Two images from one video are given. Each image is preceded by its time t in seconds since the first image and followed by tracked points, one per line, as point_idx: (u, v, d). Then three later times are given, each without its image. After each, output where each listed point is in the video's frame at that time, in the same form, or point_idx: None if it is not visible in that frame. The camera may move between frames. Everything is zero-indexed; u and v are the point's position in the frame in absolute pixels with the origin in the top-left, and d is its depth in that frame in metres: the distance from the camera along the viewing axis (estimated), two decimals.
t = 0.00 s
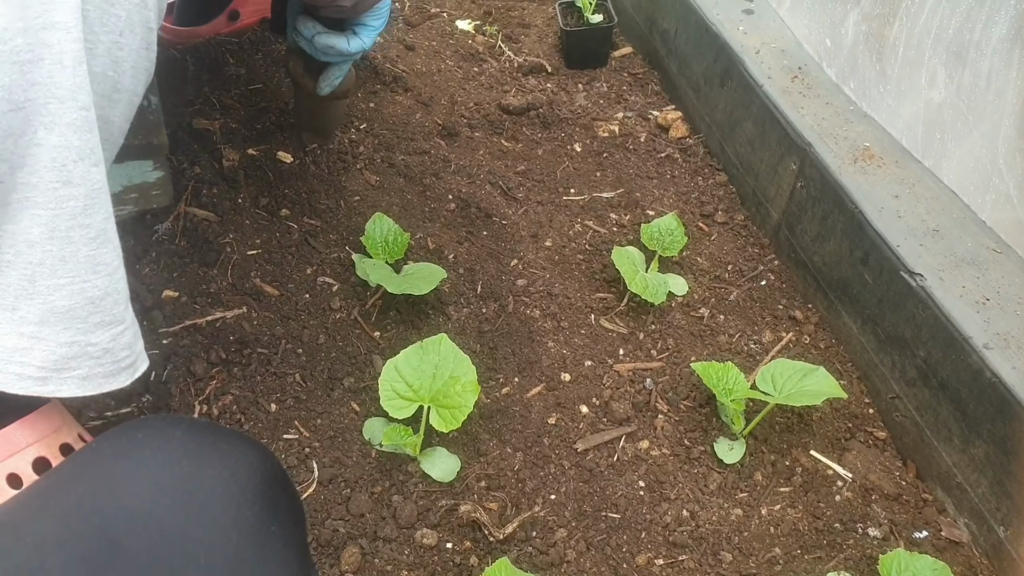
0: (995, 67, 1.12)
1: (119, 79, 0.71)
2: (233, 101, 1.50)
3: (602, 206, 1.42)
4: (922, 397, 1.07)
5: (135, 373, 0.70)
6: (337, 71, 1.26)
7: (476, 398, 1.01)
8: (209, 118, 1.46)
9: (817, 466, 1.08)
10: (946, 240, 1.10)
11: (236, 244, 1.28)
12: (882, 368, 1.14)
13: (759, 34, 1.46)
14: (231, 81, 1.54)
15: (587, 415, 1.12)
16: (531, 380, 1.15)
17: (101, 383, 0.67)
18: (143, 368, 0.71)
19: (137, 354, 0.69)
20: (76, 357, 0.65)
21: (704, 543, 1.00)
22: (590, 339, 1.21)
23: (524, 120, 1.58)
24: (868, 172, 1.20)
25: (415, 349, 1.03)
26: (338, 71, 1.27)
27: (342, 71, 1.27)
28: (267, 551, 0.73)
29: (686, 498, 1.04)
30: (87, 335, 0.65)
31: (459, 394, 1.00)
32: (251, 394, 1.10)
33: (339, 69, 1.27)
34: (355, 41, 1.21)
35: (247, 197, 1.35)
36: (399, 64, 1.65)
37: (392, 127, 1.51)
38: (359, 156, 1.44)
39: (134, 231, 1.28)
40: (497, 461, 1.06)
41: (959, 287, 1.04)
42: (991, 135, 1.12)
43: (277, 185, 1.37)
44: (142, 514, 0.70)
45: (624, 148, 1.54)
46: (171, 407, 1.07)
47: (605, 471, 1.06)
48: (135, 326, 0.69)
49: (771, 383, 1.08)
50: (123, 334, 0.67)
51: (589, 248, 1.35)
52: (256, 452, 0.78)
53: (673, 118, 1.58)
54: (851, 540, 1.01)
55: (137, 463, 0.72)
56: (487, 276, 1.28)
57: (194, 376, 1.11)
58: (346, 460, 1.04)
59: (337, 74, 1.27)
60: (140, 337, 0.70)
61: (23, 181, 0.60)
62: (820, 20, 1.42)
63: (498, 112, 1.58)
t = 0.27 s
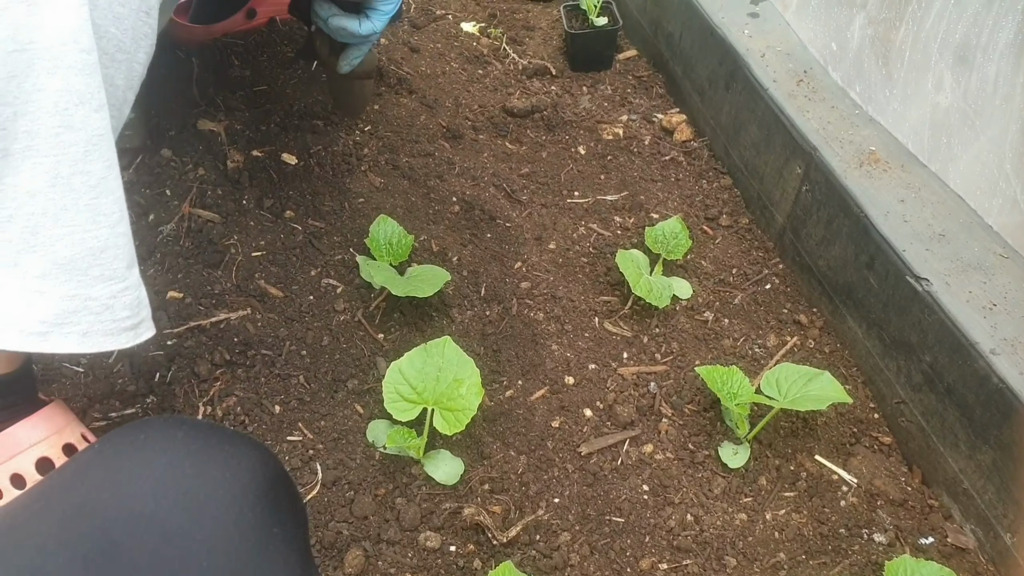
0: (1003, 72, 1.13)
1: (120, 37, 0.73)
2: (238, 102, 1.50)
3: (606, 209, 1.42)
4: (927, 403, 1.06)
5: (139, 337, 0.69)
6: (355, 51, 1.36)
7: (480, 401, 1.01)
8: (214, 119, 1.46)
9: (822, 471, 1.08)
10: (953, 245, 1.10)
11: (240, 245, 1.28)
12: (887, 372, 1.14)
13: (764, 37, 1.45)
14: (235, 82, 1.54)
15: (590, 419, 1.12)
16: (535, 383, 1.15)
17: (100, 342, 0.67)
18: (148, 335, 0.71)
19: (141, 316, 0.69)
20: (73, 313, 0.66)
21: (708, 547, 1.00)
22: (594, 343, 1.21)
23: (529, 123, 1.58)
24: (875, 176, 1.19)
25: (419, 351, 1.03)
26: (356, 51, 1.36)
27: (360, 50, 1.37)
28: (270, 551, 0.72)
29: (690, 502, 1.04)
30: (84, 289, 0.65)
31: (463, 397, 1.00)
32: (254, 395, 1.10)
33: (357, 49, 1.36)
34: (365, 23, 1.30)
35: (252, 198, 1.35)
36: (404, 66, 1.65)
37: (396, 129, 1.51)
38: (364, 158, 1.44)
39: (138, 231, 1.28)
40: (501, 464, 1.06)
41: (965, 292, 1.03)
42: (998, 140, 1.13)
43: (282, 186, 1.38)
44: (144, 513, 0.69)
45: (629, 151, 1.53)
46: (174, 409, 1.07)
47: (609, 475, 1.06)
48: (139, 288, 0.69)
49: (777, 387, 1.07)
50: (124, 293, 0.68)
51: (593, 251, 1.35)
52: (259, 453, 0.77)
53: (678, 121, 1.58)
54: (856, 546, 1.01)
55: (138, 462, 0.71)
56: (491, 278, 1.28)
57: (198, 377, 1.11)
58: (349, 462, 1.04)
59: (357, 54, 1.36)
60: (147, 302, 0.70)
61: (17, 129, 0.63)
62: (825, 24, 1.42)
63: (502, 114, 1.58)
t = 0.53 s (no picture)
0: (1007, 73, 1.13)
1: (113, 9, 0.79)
2: (242, 103, 1.51)
3: (609, 209, 1.42)
4: (932, 403, 1.06)
5: (144, 286, 0.75)
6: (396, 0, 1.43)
7: (484, 401, 1.01)
8: (217, 120, 1.47)
9: (826, 472, 1.07)
10: (957, 245, 1.09)
11: (244, 246, 1.28)
12: (891, 373, 1.13)
13: (768, 37, 1.45)
14: (239, 83, 1.54)
15: (594, 419, 1.11)
16: (538, 384, 1.15)
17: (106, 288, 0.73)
18: (156, 285, 0.76)
19: (144, 265, 0.75)
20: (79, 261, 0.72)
21: (712, 548, 0.99)
22: (597, 343, 1.21)
23: (532, 123, 1.58)
24: (878, 176, 1.19)
25: (422, 352, 1.02)
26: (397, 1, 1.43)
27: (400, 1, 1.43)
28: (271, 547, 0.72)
29: (693, 503, 1.04)
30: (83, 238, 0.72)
31: (467, 398, 1.00)
32: (258, 396, 1.10)
33: None
34: None
35: (255, 199, 1.36)
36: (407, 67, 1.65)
37: (400, 129, 1.51)
38: (367, 159, 1.45)
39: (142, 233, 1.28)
40: (504, 465, 1.05)
41: (970, 292, 1.03)
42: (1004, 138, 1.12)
43: (285, 187, 1.38)
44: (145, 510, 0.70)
45: (632, 151, 1.53)
46: (178, 409, 1.08)
47: (612, 476, 1.06)
48: (143, 240, 0.75)
49: (780, 388, 1.07)
50: (123, 242, 0.74)
51: (597, 251, 1.35)
52: (260, 454, 0.78)
53: (681, 121, 1.57)
54: (860, 546, 1.00)
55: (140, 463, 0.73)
56: (494, 279, 1.28)
57: (201, 378, 1.11)
58: (352, 462, 1.04)
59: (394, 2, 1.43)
60: (153, 254, 0.76)
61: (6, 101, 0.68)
62: (830, 24, 1.41)
63: (505, 115, 1.58)
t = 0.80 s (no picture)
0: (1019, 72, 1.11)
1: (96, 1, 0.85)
2: (247, 103, 1.50)
3: (615, 210, 1.41)
4: (941, 406, 1.05)
5: (154, 258, 0.78)
6: None
7: (489, 401, 1.00)
8: (223, 120, 1.47)
9: (834, 474, 1.07)
10: (967, 246, 1.08)
11: (249, 245, 1.28)
12: (900, 374, 1.12)
13: (775, 36, 1.44)
14: (244, 83, 1.54)
15: (599, 421, 1.11)
16: (543, 384, 1.14)
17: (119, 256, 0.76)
18: (164, 257, 0.79)
19: (153, 239, 0.78)
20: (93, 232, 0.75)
21: (719, 551, 0.99)
22: (603, 344, 1.20)
23: (537, 123, 1.57)
24: (887, 176, 1.18)
25: (427, 352, 1.02)
26: None
27: None
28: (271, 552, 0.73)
29: (700, 505, 1.03)
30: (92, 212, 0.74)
31: (472, 398, 0.99)
32: (262, 396, 1.10)
33: None
34: None
35: (260, 198, 1.36)
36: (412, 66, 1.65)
37: (405, 129, 1.51)
38: (372, 158, 1.44)
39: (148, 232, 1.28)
40: (509, 466, 1.05)
41: (980, 294, 1.02)
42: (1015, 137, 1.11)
43: (290, 186, 1.38)
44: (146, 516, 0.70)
45: (638, 151, 1.53)
46: (183, 409, 1.07)
47: (618, 477, 1.05)
48: (150, 214, 0.78)
49: (788, 390, 1.07)
50: (132, 215, 0.77)
51: (602, 252, 1.34)
52: (259, 454, 0.78)
53: (688, 121, 1.57)
54: (868, 550, 1.00)
55: (140, 465, 0.73)
56: (499, 279, 1.27)
57: (206, 378, 1.10)
58: (357, 463, 1.04)
59: None
60: (160, 227, 0.79)
61: (12, 83, 0.71)
62: (839, 24, 1.40)
63: (511, 114, 1.57)
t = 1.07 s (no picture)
0: None
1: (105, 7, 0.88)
2: (252, 101, 1.50)
3: (621, 207, 1.41)
4: (951, 405, 1.04)
5: (153, 266, 0.80)
6: None
7: (495, 400, 0.99)
8: (228, 117, 1.46)
9: (842, 474, 1.06)
10: (977, 244, 1.08)
11: (254, 243, 1.28)
12: (908, 373, 1.12)
13: (783, 33, 1.43)
14: (249, 81, 1.54)
15: (605, 419, 1.10)
16: (549, 383, 1.14)
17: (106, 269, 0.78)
18: (164, 264, 0.81)
19: (152, 246, 0.80)
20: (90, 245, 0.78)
21: (726, 550, 0.98)
22: (609, 343, 1.20)
23: (543, 120, 1.56)
24: (895, 174, 1.17)
25: (432, 351, 1.02)
26: None
27: None
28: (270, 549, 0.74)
29: (706, 504, 1.02)
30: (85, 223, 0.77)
31: (477, 397, 0.99)
32: (268, 394, 1.10)
33: None
34: None
35: (265, 196, 1.35)
36: (417, 63, 1.64)
37: (410, 127, 1.51)
38: (377, 156, 1.44)
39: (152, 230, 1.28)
40: (515, 465, 1.05)
41: (990, 292, 1.01)
42: None
43: (295, 184, 1.37)
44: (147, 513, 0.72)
45: (644, 148, 1.52)
46: (188, 408, 1.07)
47: (624, 476, 1.04)
48: (150, 221, 0.80)
49: (795, 389, 1.06)
50: (131, 222, 0.79)
51: (608, 249, 1.33)
52: (259, 452, 0.79)
53: (694, 118, 1.56)
54: (877, 550, 0.99)
55: (142, 463, 0.74)
56: (505, 277, 1.27)
57: (211, 377, 1.10)
58: (362, 462, 1.04)
59: None
60: (159, 235, 0.81)
61: (13, 90, 0.73)
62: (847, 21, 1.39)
63: (516, 112, 1.57)
